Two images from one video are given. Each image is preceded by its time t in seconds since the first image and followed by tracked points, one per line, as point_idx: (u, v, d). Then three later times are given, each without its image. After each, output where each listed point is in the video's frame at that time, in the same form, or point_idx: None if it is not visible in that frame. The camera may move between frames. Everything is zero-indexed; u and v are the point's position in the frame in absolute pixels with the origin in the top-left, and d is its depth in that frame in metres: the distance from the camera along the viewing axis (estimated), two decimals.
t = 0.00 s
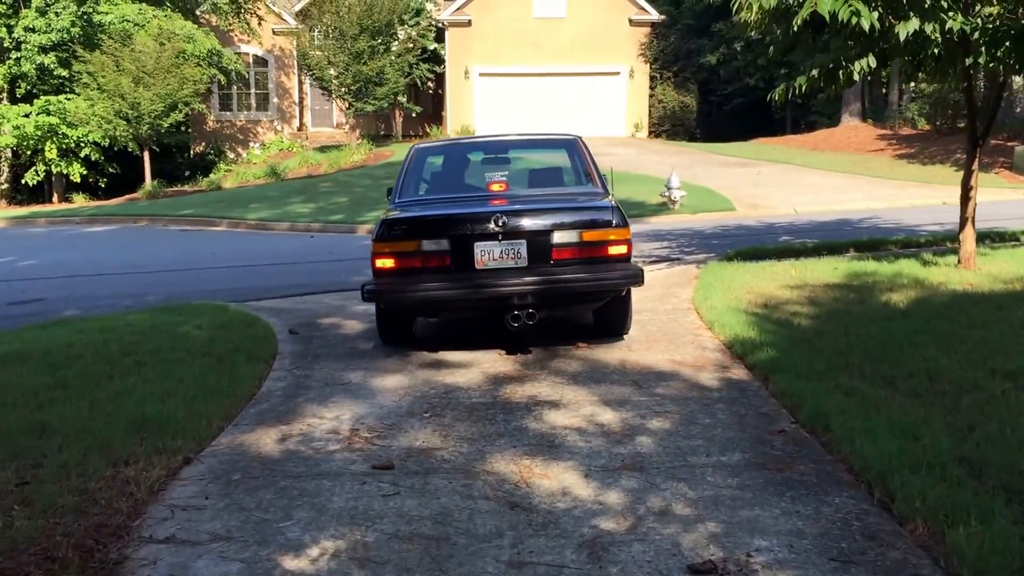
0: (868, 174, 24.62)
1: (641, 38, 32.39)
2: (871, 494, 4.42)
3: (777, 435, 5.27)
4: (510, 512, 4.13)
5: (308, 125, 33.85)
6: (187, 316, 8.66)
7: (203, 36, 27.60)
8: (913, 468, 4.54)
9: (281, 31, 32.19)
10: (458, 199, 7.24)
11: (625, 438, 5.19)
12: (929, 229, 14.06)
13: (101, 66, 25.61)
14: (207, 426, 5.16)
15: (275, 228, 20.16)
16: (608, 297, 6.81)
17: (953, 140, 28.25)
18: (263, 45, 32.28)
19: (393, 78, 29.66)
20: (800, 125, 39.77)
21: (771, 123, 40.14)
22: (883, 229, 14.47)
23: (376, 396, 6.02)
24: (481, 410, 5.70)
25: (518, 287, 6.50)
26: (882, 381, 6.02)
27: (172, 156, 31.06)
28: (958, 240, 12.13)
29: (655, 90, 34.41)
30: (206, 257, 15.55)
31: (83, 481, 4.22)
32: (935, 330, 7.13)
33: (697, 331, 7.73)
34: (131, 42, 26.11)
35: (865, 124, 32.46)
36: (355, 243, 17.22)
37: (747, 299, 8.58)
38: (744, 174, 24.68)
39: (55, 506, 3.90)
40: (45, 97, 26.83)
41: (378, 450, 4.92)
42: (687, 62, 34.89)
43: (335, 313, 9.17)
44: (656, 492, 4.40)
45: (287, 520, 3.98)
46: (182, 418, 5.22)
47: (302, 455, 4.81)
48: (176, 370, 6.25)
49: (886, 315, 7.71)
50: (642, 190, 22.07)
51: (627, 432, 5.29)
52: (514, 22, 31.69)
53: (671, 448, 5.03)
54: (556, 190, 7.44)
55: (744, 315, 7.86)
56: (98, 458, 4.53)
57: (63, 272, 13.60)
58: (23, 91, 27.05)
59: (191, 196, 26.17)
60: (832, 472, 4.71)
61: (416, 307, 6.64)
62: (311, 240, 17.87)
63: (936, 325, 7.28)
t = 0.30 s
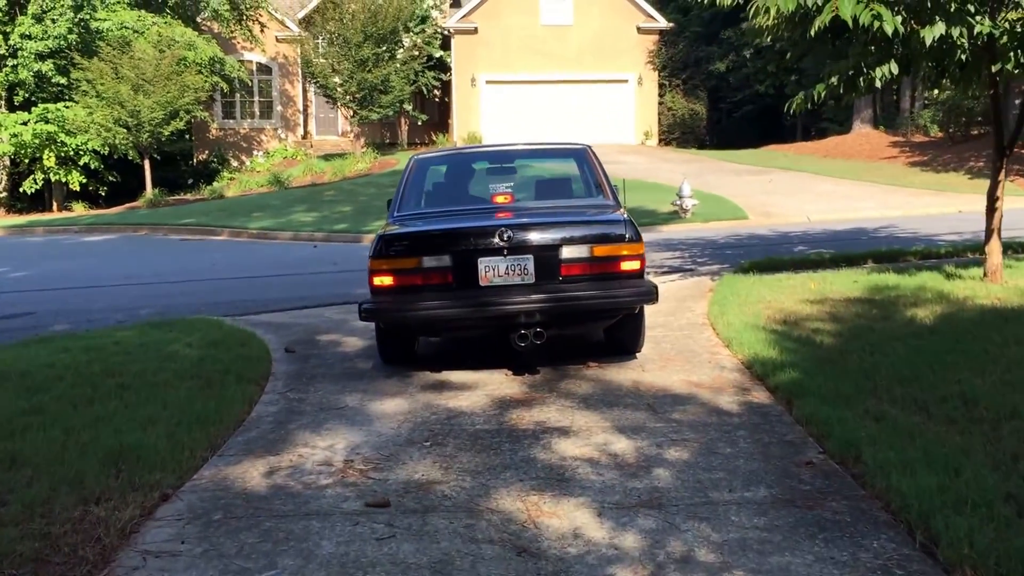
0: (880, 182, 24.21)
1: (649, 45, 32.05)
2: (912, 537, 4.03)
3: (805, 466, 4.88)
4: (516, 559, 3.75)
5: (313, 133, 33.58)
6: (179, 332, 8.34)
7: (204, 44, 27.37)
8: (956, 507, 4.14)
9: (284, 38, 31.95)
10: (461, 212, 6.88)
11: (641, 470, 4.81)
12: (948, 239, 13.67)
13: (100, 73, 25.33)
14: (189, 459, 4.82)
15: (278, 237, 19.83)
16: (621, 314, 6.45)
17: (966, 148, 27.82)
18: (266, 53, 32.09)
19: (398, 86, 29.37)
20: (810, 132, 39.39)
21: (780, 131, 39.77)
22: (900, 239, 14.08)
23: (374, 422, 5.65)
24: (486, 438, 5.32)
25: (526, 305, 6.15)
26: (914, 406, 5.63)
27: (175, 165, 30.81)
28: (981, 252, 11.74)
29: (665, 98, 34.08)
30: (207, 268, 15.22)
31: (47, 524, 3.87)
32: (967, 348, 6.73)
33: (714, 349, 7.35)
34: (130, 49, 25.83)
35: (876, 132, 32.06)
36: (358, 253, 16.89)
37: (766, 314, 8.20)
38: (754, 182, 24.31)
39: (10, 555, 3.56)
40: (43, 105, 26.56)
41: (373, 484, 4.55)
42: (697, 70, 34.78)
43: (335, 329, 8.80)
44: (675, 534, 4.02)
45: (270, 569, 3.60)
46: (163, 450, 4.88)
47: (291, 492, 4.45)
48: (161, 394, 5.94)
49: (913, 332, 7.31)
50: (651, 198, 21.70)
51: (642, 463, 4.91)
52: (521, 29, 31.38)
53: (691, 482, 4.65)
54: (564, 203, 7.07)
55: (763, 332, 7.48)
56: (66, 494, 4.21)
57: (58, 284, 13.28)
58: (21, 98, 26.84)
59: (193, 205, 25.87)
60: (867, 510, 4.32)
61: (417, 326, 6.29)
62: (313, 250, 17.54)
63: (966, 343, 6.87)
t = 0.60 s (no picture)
0: (892, 191, 23.81)
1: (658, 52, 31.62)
2: None
3: (836, 503, 4.48)
4: None
5: (318, 141, 33.29)
6: (170, 349, 8.01)
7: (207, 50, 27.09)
8: (1007, 553, 3.73)
9: (288, 45, 31.66)
10: (465, 223, 6.50)
11: (655, 507, 4.42)
12: (967, 250, 13.26)
13: (101, 80, 25.00)
14: (165, 495, 4.48)
15: (280, 247, 19.48)
16: (634, 332, 6.06)
17: (978, 157, 27.40)
18: (271, 59, 31.79)
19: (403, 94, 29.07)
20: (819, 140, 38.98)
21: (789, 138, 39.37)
22: (917, 250, 13.66)
23: (369, 451, 5.27)
24: (489, 469, 4.94)
25: (533, 323, 5.75)
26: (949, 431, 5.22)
27: (178, 173, 30.55)
28: (1003, 264, 11.32)
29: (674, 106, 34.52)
30: (205, 279, 14.87)
31: None
32: (999, 367, 6.31)
33: (730, 368, 6.94)
34: (131, 55, 25.54)
35: (886, 141, 31.65)
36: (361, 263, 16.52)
37: (783, 330, 7.79)
38: (764, 191, 23.93)
39: None
40: (43, 112, 26.30)
41: (364, 525, 4.17)
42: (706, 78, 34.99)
43: (332, 344, 8.42)
44: None
45: None
46: (137, 484, 4.53)
47: (274, 534, 4.10)
48: (143, 419, 5.61)
49: (939, 348, 6.90)
50: (659, 207, 21.33)
51: (657, 499, 4.52)
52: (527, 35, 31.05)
53: (712, 521, 4.26)
54: (573, 214, 6.68)
55: (782, 350, 7.07)
56: (25, 539, 3.88)
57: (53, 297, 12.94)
58: (21, 105, 26.62)
59: (195, 214, 25.57)
60: (907, 556, 3.92)
61: (417, 344, 5.90)
62: (316, 260, 17.19)
63: (998, 361, 6.46)
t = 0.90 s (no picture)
0: (903, 198, 23.48)
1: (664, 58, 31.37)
2: None
3: (864, 540, 4.17)
4: None
5: (321, 147, 33.02)
6: (160, 366, 7.72)
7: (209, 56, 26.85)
8: None
9: (291, 51, 31.42)
10: (467, 237, 6.20)
11: (668, 545, 4.11)
12: (984, 261, 12.92)
13: (101, 85, 24.77)
14: (144, 527, 4.18)
15: (281, 255, 19.20)
16: (644, 352, 5.75)
17: (989, 164, 27.07)
18: (273, 66, 31.56)
19: (407, 100, 28.79)
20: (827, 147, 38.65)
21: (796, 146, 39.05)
22: (934, 261, 13.32)
23: (364, 479, 4.96)
24: (492, 500, 4.63)
25: (539, 343, 5.45)
26: (980, 457, 4.89)
27: (181, 179, 30.36)
28: None
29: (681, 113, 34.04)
30: (204, 288, 14.59)
31: None
32: None
33: (745, 389, 6.62)
34: (132, 60, 25.30)
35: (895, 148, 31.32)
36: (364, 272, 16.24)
37: (800, 347, 7.48)
38: (772, 199, 23.61)
39: None
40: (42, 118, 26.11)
41: (355, 566, 3.87)
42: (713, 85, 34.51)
43: (330, 360, 8.12)
44: None
45: None
46: (115, 514, 4.23)
47: (259, 575, 3.81)
48: (125, 446, 5.33)
49: (964, 367, 6.57)
50: (667, 215, 21.01)
51: (671, 535, 4.21)
52: (533, 42, 30.80)
53: (730, 562, 3.95)
54: (581, 228, 6.38)
55: (799, 370, 6.75)
56: None
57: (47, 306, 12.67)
58: (20, 111, 26.45)
59: (196, 221, 25.31)
60: None
61: (415, 366, 5.60)
62: (318, 269, 16.91)
63: None
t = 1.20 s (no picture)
0: (913, 206, 23.13)
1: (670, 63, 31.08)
2: None
3: None
4: None
5: (325, 152, 32.72)
6: (150, 380, 7.43)
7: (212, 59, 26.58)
8: None
9: (295, 55, 31.16)
10: (468, 248, 5.88)
11: None
12: (1001, 271, 12.58)
13: (103, 89, 24.50)
14: (117, 561, 3.89)
15: (283, 261, 18.90)
16: (655, 370, 5.43)
17: (999, 171, 26.74)
18: (277, 70, 31.33)
19: (411, 105, 28.49)
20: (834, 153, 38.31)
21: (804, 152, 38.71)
22: (949, 270, 12.97)
23: (357, 507, 4.64)
24: (493, 531, 4.31)
25: (543, 360, 5.13)
26: (1017, 485, 4.56)
27: (184, 184, 30.12)
28: None
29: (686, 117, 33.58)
30: (202, 296, 14.30)
31: None
32: None
33: (760, 408, 6.30)
34: (134, 64, 25.01)
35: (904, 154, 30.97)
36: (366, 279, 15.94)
37: (817, 362, 7.15)
38: (780, 206, 23.28)
39: None
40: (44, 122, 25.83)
41: None
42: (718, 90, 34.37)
43: (327, 374, 7.80)
44: None
45: None
46: (86, 546, 3.94)
47: None
48: (104, 470, 5.04)
49: (993, 385, 6.23)
50: (673, 222, 20.69)
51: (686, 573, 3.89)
52: (538, 46, 30.53)
53: None
54: (586, 237, 6.06)
55: (816, 388, 6.43)
56: None
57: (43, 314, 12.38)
58: (22, 115, 26.19)
59: (198, 226, 25.03)
60: None
61: (412, 384, 5.29)
62: (319, 276, 16.62)
63: None
